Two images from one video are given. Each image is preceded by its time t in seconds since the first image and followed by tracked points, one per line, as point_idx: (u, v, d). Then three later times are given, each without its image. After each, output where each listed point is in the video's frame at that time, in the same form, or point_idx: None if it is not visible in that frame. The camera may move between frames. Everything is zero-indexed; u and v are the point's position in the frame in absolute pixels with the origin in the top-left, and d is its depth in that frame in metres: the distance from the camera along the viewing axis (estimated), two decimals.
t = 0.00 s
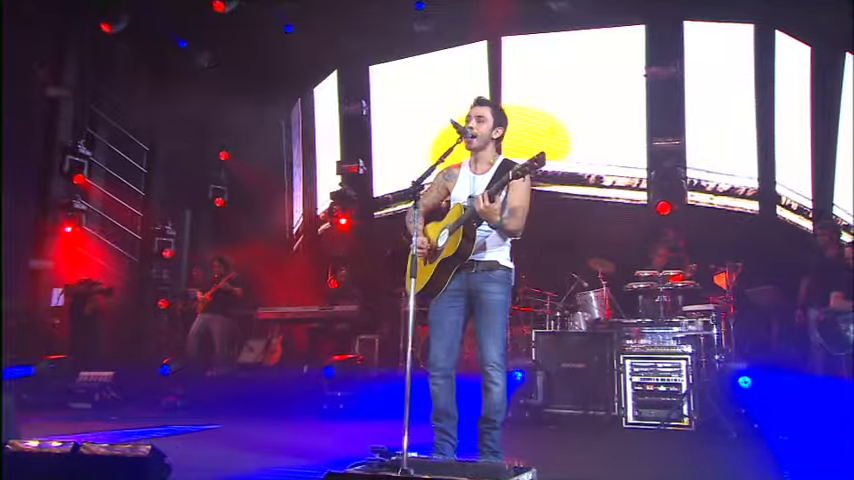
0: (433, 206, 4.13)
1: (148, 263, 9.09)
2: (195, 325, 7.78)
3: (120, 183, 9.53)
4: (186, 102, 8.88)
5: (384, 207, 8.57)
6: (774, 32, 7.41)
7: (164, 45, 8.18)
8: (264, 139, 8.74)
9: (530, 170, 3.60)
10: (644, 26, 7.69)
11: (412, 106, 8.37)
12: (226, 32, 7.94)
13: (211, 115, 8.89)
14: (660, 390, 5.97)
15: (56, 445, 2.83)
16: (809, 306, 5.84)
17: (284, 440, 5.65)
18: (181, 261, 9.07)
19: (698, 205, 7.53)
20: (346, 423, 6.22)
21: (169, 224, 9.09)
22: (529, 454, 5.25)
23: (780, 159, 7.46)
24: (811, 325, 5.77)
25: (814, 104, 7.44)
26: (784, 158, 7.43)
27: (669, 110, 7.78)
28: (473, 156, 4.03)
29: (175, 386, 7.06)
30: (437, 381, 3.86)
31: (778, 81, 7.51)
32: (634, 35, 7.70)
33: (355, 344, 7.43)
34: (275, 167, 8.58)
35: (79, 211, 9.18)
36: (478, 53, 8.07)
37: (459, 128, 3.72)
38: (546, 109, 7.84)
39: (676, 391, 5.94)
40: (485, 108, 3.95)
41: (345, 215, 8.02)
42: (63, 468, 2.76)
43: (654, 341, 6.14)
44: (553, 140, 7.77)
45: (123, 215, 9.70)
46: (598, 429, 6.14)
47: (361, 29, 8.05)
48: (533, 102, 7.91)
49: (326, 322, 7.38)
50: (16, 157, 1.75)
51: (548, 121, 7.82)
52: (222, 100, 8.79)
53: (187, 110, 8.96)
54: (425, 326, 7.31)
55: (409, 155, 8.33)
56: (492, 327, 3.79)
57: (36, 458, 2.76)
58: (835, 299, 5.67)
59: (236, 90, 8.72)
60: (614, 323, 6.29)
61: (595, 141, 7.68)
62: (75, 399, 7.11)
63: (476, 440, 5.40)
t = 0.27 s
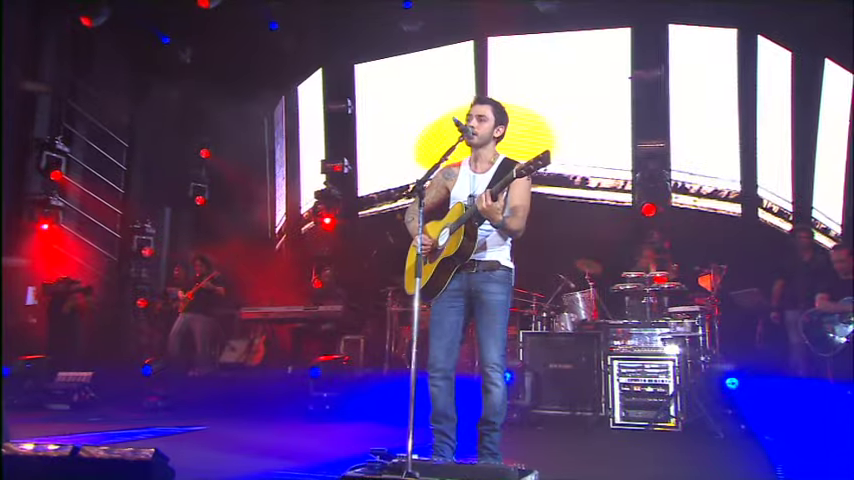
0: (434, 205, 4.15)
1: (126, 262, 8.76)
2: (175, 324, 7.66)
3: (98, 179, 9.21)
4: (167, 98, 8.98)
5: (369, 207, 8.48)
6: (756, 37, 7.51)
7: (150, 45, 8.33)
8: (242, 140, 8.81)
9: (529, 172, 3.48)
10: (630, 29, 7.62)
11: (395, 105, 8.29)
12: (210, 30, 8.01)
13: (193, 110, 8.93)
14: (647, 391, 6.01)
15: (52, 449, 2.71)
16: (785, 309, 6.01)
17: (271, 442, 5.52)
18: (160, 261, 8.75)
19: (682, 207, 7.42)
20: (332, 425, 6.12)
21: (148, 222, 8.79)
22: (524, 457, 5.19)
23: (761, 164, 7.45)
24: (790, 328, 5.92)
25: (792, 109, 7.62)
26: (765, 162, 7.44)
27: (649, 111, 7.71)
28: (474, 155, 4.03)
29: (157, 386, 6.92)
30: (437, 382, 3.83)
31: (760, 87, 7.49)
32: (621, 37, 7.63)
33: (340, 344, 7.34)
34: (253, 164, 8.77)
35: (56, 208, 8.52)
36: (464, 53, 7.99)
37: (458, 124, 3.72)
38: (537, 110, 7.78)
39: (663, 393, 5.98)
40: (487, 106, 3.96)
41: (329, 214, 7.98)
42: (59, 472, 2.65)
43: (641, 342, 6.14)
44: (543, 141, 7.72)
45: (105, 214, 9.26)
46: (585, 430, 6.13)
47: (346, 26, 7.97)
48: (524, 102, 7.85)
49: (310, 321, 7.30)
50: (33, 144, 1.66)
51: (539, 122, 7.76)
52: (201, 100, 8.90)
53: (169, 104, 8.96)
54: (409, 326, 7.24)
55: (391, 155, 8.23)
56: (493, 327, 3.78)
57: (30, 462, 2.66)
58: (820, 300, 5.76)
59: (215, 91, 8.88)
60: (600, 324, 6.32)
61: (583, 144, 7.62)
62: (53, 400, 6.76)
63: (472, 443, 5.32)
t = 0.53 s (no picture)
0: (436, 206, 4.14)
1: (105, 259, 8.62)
2: (158, 324, 7.54)
3: (77, 175, 8.84)
4: (150, 94, 8.74)
5: (355, 206, 8.42)
6: (741, 41, 7.51)
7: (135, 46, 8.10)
8: (227, 140, 8.98)
9: (536, 173, 3.50)
10: (616, 31, 7.60)
11: (381, 104, 8.19)
12: (196, 28, 7.86)
13: (177, 107, 8.88)
14: (637, 392, 6.04)
15: (54, 453, 2.63)
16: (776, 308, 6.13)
17: (262, 445, 5.42)
18: (142, 259, 8.80)
19: (668, 209, 7.40)
20: (322, 427, 6.04)
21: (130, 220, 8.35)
22: (521, 458, 5.15)
23: (747, 166, 7.47)
24: (778, 331, 6.06)
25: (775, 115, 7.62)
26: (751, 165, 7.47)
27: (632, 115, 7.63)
28: (477, 154, 4.03)
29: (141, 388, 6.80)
30: (440, 383, 3.81)
31: (743, 90, 7.52)
32: (609, 39, 7.59)
33: (327, 345, 7.23)
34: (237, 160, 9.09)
35: (35, 205, 8.09)
36: (452, 52, 7.94)
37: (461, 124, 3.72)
38: (528, 110, 7.73)
39: (653, 393, 6.00)
40: (490, 105, 3.93)
41: (315, 214, 7.93)
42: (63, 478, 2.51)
43: (631, 344, 6.15)
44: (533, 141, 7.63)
45: (83, 210, 8.88)
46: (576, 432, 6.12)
47: (332, 24, 7.89)
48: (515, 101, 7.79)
49: (297, 322, 7.22)
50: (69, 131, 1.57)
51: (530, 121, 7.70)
52: (186, 97, 8.83)
53: (152, 101, 8.79)
54: (398, 327, 7.27)
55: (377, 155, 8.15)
56: (497, 328, 3.77)
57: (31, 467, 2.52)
58: (808, 301, 5.78)
59: (200, 89, 8.83)
60: (589, 325, 6.32)
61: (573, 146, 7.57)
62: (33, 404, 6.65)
63: (473, 444, 5.25)
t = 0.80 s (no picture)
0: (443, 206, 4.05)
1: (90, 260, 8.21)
2: (146, 326, 7.39)
3: (61, 174, 8.35)
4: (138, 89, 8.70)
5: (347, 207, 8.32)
6: (737, 44, 7.44)
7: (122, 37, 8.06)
8: (216, 137, 8.76)
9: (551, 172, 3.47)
10: (612, 32, 7.59)
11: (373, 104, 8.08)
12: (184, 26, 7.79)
13: (163, 104, 8.83)
14: (636, 396, 5.99)
15: (66, 460, 2.50)
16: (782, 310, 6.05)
17: (259, 449, 5.28)
18: (128, 259, 8.41)
19: (663, 211, 7.41)
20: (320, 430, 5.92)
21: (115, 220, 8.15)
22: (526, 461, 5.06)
23: (742, 168, 7.41)
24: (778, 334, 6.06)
25: (768, 117, 7.47)
26: (747, 168, 7.40)
27: (626, 117, 7.54)
28: (488, 153, 3.99)
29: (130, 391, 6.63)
30: (451, 387, 3.72)
31: (739, 92, 7.42)
32: (604, 40, 7.56)
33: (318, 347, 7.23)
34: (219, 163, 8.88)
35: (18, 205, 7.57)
36: (445, 51, 7.87)
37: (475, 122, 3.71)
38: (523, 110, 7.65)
39: (653, 397, 5.94)
40: (503, 104, 3.91)
41: (307, 214, 7.83)
42: None
43: (630, 346, 6.11)
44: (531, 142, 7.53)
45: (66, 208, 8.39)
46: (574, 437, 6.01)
47: (324, 23, 7.79)
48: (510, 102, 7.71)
49: (289, 324, 7.09)
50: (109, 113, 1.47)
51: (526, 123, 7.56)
52: (173, 92, 8.78)
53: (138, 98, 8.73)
54: (390, 329, 7.09)
55: (370, 155, 8.05)
56: (509, 330, 3.70)
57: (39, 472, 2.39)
58: (808, 304, 5.82)
59: (186, 84, 8.74)
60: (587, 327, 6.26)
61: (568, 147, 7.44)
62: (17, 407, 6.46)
63: (481, 449, 5.13)
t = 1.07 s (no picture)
0: (455, 210, 3.96)
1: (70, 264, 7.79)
2: (133, 331, 7.17)
3: (43, 174, 7.74)
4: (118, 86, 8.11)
5: (341, 209, 8.12)
6: (736, 48, 7.36)
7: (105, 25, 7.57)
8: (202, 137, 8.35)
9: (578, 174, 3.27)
10: (611, 35, 7.49)
11: (366, 105, 7.93)
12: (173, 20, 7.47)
13: (143, 100, 8.25)
14: (638, 405, 5.82)
15: (75, 473, 2.30)
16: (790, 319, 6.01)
17: (255, 459, 5.06)
18: (109, 262, 7.99)
19: (662, 217, 7.29)
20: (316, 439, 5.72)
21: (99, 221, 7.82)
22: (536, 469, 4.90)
23: (743, 175, 7.37)
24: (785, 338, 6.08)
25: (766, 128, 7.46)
26: (744, 173, 7.36)
27: (624, 121, 7.51)
28: (503, 154, 3.87)
29: (117, 398, 6.41)
30: (465, 396, 3.54)
31: (738, 96, 7.36)
32: (601, 42, 7.47)
33: (311, 353, 7.09)
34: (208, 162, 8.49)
35: None
36: (441, 53, 7.73)
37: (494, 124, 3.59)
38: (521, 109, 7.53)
39: (656, 406, 5.78)
40: (519, 105, 3.80)
41: (298, 217, 7.63)
42: None
43: (634, 354, 5.92)
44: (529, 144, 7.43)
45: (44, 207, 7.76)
46: (575, 443, 5.98)
47: (316, 23, 7.61)
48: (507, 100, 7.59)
49: (280, 329, 6.91)
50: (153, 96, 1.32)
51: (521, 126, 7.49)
52: (152, 85, 8.24)
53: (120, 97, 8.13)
54: (384, 335, 6.99)
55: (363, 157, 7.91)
56: (526, 337, 3.50)
57: None
58: (814, 312, 5.78)
59: (168, 82, 8.29)
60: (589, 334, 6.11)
61: (567, 150, 7.37)
62: None
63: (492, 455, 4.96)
